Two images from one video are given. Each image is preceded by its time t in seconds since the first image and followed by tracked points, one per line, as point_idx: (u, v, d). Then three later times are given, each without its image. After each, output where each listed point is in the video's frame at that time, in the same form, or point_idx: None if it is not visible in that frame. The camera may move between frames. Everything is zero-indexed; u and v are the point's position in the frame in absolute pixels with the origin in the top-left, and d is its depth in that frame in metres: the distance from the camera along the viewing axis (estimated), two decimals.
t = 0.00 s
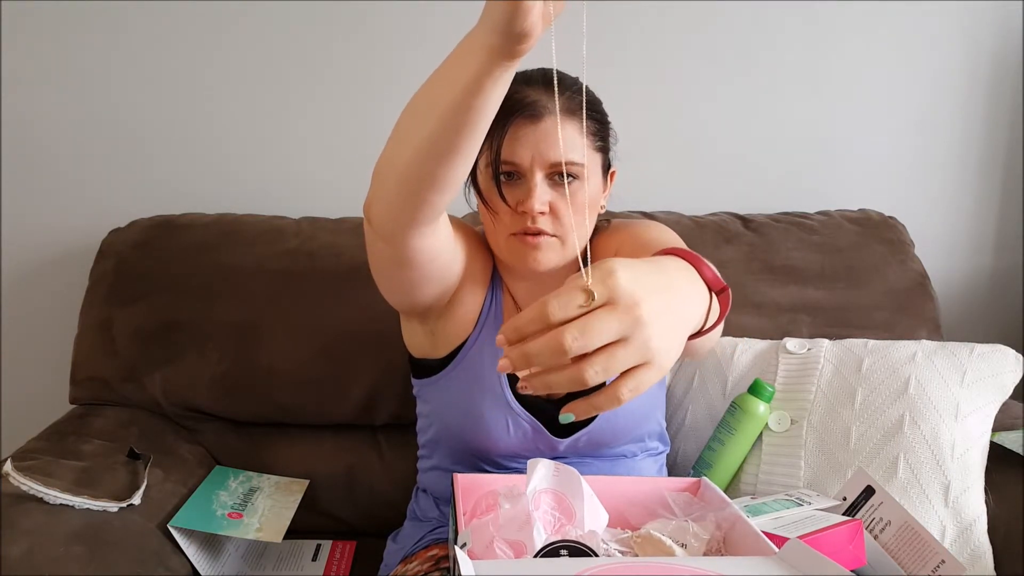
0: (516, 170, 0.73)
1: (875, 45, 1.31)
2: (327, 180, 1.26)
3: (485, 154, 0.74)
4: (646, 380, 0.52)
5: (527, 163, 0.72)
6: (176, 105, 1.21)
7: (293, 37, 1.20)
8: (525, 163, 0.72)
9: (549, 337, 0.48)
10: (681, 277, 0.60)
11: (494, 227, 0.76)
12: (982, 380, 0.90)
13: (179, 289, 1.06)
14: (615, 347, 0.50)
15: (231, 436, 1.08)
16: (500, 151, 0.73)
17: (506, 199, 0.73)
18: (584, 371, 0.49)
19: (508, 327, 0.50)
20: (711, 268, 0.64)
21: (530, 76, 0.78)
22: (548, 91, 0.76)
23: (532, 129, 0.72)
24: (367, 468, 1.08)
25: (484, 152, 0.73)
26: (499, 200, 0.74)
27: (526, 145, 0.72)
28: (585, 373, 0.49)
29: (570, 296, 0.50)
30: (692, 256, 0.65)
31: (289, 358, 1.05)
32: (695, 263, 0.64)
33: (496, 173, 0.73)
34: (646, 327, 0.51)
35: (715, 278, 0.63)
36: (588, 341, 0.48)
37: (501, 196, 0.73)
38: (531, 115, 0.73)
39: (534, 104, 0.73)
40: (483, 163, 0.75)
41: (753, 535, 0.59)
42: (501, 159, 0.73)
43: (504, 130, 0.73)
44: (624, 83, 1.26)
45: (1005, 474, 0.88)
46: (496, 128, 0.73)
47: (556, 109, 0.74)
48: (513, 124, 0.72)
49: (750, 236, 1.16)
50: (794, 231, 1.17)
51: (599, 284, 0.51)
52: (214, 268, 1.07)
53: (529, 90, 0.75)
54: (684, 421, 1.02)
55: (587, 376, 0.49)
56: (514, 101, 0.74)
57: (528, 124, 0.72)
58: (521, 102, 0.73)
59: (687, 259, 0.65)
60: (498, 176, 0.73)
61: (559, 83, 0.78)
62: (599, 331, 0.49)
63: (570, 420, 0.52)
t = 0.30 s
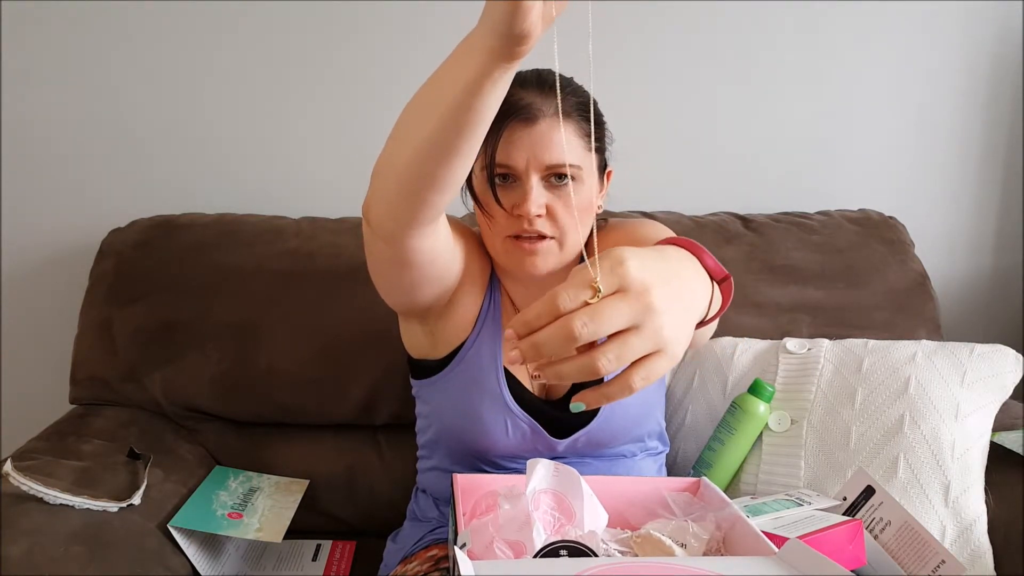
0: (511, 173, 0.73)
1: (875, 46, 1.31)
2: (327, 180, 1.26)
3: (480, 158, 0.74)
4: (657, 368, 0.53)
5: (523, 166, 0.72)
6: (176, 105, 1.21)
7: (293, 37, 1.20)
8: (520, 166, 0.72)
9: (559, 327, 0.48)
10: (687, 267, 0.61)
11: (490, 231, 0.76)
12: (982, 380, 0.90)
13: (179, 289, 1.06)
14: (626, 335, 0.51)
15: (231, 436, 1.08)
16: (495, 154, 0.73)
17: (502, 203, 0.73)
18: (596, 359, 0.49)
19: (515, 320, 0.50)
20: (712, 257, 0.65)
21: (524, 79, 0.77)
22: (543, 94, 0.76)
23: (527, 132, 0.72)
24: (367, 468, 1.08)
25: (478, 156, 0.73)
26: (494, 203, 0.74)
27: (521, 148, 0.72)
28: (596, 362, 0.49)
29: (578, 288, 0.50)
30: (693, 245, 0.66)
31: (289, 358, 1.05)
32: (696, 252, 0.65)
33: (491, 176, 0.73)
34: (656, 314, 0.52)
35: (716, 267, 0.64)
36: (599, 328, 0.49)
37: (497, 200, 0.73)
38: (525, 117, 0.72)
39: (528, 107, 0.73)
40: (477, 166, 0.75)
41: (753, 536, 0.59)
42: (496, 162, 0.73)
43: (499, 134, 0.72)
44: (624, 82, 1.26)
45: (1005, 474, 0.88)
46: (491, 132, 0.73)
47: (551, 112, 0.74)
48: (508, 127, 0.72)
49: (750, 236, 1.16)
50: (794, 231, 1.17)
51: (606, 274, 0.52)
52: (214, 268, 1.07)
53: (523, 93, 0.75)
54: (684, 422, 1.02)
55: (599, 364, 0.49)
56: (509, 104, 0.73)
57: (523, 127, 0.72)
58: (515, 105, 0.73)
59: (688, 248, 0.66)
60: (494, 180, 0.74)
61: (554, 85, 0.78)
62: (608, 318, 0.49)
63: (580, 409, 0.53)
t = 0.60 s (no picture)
0: (510, 174, 0.73)
1: (875, 46, 1.31)
2: (327, 180, 1.26)
3: (479, 159, 0.74)
4: (651, 365, 0.52)
5: (521, 166, 0.72)
6: (176, 105, 1.21)
7: (293, 37, 1.20)
8: (519, 167, 0.72)
9: (551, 323, 0.49)
10: (682, 267, 0.61)
11: (489, 231, 0.77)
12: (982, 381, 0.90)
13: (179, 289, 1.06)
14: (620, 332, 0.51)
15: (231, 436, 1.08)
16: (495, 155, 0.73)
17: (501, 204, 0.73)
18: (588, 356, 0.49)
19: (509, 318, 0.51)
20: (707, 256, 0.65)
21: (522, 79, 0.77)
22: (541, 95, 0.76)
23: (526, 133, 0.72)
24: (367, 468, 1.08)
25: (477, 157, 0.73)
26: (493, 203, 0.74)
27: (521, 148, 0.72)
28: (589, 358, 0.49)
29: (572, 285, 0.51)
30: (688, 245, 0.66)
31: (289, 358, 1.05)
32: (691, 251, 0.65)
33: (490, 177, 0.73)
34: (650, 311, 0.52)
35: (711, 266, 0.65)
36: (592, 325, 0.49)
37: (496, 201, 0.73)
38: (525, 117, 0.72)
39: (527, 108, 0.73)
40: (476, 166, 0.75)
41: (753, 536, 0.59)
42: (495, 163, 0.73)
43: (498, 135, 0.72)
44: (624, 82, 1.26)
45: (1005, 474, 0.88)
46: (489, 134, 0.73)
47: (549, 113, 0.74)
48: (507, 128, 0.72)
49: (750, 236, 1.16)
50: (795, 231, 1.17)
51: (600, 272, 0.53)
52: (214, 269, 1.07)
53: (522, 94, 0.75)
54: (684, 421, 1.02)
55: (592, 361, 0.49)
56: (507, 105, 0.73)
57: (522, 129, 0.72)
58: (514, 106, 0.73)
59: (683, 248, 0.66)
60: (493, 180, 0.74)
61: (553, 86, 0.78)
62: (601, 315, 0.50)
63: (573, 406, 0.52)
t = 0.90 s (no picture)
0: (509, 176, 0.73)
1: (876, 46, 1.31)
2: (327, 179, 1.26)
3: (478, 160, 0.74)
4: (649, 364, 0.53)
5: (520, 168, 0.72)
6: (176, 105, 1.21)
7: (293, 37, 1.20)
8: (518, 169, 0.72)
9: (548, 322, 0.49)
10: (679, 266, 0.61)
11: (488, 233, 0.77)
12: (982, 381, 0.90)
13: (179, 289, 1.06)
14: (617, 330, 0.51)
15: (231, 436, 1.08)
16: (493, 157, 0.73)
17: (500, 206, 0.74)
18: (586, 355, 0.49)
19: (507, 318, 0.51)
20: (703, 255, 0.65)
21: (521, 80, 0.77)
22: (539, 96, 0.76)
23: (524, 135, 0.72)
24: (367, 468, 1.08)
25: (476, 159, 0.73)
26: (492, 205, 0.74)
27: (519, 150, 0.72)
28: (586, 357, 0.49)
29: (568, 283, 0.51)
30: (684, 244, 0.66)
31: (289, 358, 1.05)
32: (687, 250, 0.66)
33: (488, 179, 0.73)
34: (646, 309, 0.52)
35: (707, 264, 0.64)
36: (588, 324, 0.49)
37: (495, 203, 0.74)
38: (523, 119, 0.72)
39: (525, 110, 0.73)
40: (475, 169, 0.75)
41: (753, 536, 0.59)
42: (493, 164, 0.73)
43: (497, 136, 0.72)
44: (623, 82, 1.26)
45: (1005, 474, 0.88)
46: (488, 135, 0.73)
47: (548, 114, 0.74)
48: (506, 131, 0.72)
49: (750, 236, 1.16)
50: (795, 231, 1.17)
51: (596, 269, 0.52)
52: (214, 269, 1.07)
53: (521, 95, 0.75)
54: (684, 422, 1.03)
55: (589, 360, 0.49)
56: (506, 107, 0.73)
57: (520, 130, 0.72)
58: (512, 108, 0.73)
59: (679, 247, 0.66)
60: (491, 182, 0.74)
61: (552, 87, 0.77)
62: (596, 314, 0.50)
63: (571, 405, 0.53)
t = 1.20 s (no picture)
0: (508, 177, 0.73)
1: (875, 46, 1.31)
2: (327, 179, 1.26)
3: (477, 162, 0.74)
4: (639, 363, 0.52)
5: (518, 170, 0.72)
6: (176, 106, 1.21)
7: (293, 37, 1.20)
8: (517, 171, 0.72)
9: (540, 318, 0.49)
10: (673, 267, 0.60)
11: (488, 234, 0.77)
12: (982, 381, 0.90)
13: (179, 289, 1.06)
14: (608, 328, 0.51)
15: (231, 436, 1.08)
16: (491, 158, 0.73)
17: (499, 207, 0.74)
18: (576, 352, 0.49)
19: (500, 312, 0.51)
20: (697, 255, 0.65)
21: (518, 82, 0.77)
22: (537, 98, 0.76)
23: (523, 137, 0.72)
24: (367, 468, 1.08)
25: (474, 161, 0.73)
26: (491, 207, 0.74)
27: (517, 152, 0.72)
28: (577, 354, 0.49)
29: (558, 279, 0.51)
30: (677, 245, 0.66)
31: (288, 358, 1.05)
32: (680, 250, 0.65)
33: (487, 181, 0.73)
34: (637, 307, 0.52)
35: (701, 265, 0.65)
36: (579, 321, 0.49)
37: (494, 205, 0.74)
38: (520, 121, 0.72)
39: (523, 112, 0.73)
40: (474, 170, 0.75)
41: (753, 536, 0.59)
42: (492, 166, 0.73)
43: (495, 139, 0.72)
44: (623, 81, 1.26)
45: (1005, 474, 0.88)
46: (487, 137, 0.73)
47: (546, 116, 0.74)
48: (504, 133, 0.72)
49: (751, 236, 1.16)
50: (795, 231, 1.17)
51: (589, 265, 0.52)
52: (214, 268, 1.07)
53: (519, 97, 0.75)
54: (684, 422, 1.03)
55: (579, 356, 0.49)
56: (504, 109, 0.73)
57: (518, 133, 0.72)
58: (511, 110, 0.73)
59: (672, 247, 0.66)
60: (490, 183, 0.74)
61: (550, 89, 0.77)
62: (587, 310, 0.49)
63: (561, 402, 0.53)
